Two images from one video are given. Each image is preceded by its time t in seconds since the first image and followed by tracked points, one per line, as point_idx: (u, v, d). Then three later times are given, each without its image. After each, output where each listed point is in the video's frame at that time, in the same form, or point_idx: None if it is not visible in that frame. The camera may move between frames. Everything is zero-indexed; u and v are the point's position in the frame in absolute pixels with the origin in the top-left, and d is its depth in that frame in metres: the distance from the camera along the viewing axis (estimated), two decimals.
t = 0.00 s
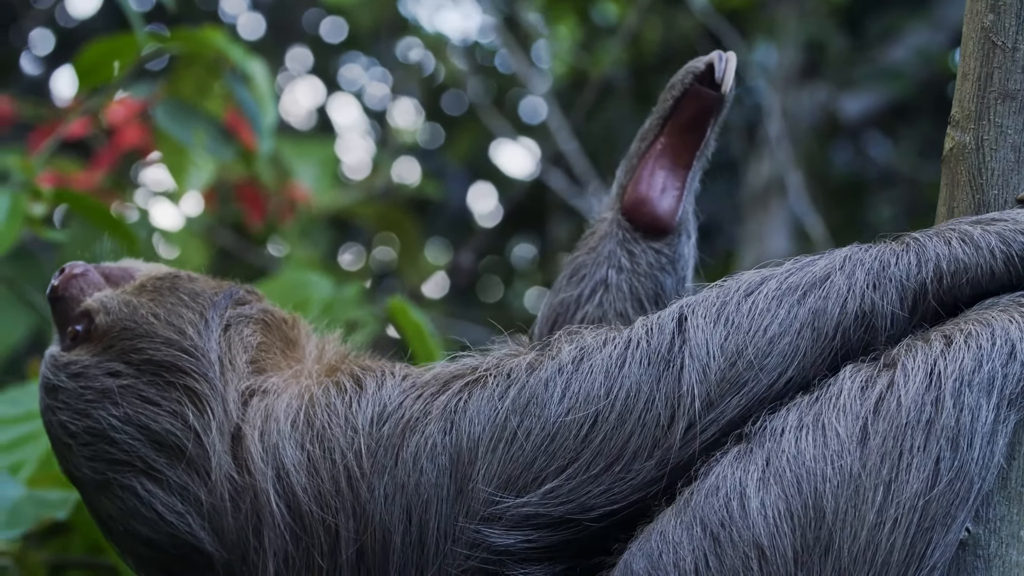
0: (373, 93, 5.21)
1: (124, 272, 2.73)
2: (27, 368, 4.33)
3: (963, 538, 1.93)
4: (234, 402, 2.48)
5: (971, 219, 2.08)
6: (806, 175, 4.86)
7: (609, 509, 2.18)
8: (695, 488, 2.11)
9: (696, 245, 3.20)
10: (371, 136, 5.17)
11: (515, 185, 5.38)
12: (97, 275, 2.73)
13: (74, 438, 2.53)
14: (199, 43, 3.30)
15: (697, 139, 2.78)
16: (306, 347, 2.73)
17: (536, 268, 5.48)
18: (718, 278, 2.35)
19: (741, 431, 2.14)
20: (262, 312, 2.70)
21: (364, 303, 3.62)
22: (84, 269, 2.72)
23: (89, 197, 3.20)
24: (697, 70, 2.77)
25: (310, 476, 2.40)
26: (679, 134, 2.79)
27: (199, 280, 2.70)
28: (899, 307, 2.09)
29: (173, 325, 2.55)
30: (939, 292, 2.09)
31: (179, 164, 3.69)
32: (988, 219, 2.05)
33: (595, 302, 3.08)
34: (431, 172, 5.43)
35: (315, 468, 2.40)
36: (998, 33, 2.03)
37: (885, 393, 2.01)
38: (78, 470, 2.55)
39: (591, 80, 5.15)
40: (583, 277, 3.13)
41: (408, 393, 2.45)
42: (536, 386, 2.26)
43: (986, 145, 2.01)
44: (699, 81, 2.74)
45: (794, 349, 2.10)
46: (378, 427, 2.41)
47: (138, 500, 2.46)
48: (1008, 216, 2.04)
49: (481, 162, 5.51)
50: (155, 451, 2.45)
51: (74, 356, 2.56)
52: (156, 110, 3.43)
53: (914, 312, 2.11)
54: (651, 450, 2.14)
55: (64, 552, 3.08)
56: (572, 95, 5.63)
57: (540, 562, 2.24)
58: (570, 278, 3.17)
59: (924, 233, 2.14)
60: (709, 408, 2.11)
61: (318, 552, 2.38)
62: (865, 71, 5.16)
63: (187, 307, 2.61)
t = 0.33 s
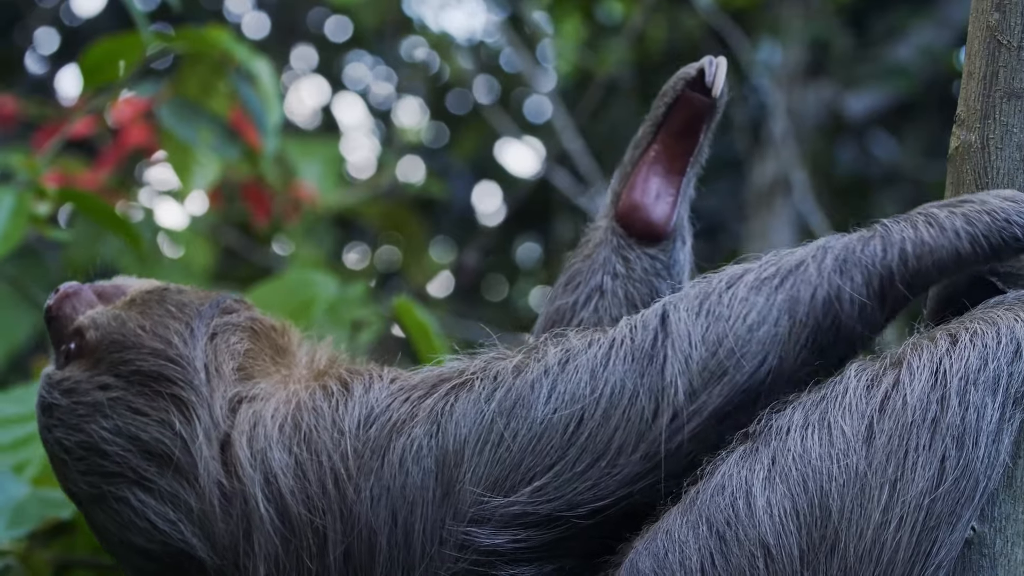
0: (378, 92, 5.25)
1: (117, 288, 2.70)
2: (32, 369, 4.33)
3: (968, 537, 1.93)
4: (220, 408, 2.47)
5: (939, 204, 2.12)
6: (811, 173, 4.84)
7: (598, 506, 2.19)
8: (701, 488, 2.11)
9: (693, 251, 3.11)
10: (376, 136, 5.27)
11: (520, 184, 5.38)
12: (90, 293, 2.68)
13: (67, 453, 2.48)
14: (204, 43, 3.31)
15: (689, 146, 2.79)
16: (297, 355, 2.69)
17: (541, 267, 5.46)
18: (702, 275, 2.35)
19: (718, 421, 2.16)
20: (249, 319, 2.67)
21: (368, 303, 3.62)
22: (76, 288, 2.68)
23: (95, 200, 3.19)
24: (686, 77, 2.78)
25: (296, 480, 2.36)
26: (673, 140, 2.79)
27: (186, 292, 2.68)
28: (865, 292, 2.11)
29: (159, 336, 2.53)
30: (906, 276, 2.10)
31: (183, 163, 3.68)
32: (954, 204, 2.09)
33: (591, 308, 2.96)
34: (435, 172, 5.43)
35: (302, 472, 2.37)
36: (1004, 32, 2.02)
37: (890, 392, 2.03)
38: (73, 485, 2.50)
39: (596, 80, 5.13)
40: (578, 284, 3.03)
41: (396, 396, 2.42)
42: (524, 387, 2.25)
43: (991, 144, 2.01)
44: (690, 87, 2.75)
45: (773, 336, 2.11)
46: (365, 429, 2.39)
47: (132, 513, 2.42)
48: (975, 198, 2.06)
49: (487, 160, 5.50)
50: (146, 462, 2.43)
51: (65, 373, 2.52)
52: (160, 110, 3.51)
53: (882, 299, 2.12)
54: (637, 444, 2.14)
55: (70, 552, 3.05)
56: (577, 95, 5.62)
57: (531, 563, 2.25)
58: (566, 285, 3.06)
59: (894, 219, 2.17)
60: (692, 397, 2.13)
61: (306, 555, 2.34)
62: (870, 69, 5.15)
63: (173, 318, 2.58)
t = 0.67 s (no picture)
0: (383, 87, 5.23)
1: (98, 318, 2.70)
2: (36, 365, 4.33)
3: (975, 532, 1.94)
4: (196, 426, 2.45)
5: (863, 172, 2.02)
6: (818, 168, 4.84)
7: (561, 505, 2.09)
8: (709, 484, 2.15)
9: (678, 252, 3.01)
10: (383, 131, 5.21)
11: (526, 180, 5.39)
12: (72, 323, 2.69)
13: (56, 483, 2.51)
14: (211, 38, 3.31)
15: (668, 146, 2.69)
16: (275, 368, 2.69)
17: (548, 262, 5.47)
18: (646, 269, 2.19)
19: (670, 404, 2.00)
20: (224, 337, 2.66)
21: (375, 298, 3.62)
22: (59, 320, 2.68)
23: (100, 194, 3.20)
24: (660, 78, 2.71)
25: (268, 490, 2.33)
26: (652, 141, 2.69)
27: (163, 315, 2.68)
28: (792, 256, 1.94)
29: (134, 358, 2.52)
30: (832, 238, 1.93)
31: (190, 157, 3.69)
32: (878, 169, 2.01)
33: (575, 311, 2.91)
34: (442, 167, 5.46)
35: (274, 482, 2.34)
36: (1010, 27, 2.02)
37: (896, 386, 2.03)
38: (63, 513, 2.53)
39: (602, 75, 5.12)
40: (562, 288, 2.98)
41: (366, 404, 2.38)
42: (486, 400, 2.19)
43: (998, 140, 2.01)
44: (665, 87, 2.68)
45: (716, 311, 1.96)
46: (334, 437, 2.34)
47: (119, 536, 2.43)
48: (899, 163, 1.99)
49: (494, 156, 5.53)
50: (128, 484, 2.43)
51: (48, 406, 2.54)
52: (167, 104, 3.47)
53: (810, 265, 1.94)
54: (596, 434, 2.03)
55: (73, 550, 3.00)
56: (584, 91, 5.63)
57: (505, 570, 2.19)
58: (550, 290, 3.03)
59: (816, 191, 2.04)
60: (644, 380, 2.00)
61: (283, 563, 2.33)
62: (875, 65, 5.18)
63: (148, 342, 2.57)
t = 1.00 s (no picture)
0: (391, 79, 5.29)
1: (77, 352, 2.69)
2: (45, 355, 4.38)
3: (983, 522, 1.95)
4: (170, 447, 2.42)
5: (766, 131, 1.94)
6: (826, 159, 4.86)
7: (522, 503, 2.00)
8: (718, 475, 2.17)
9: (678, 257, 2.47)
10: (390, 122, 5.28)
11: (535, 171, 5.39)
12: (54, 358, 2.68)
13: (47, 515, 2.54)
14: (220, 30, 3.27)
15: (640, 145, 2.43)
16: (251, 384, 2.63)
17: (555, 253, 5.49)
18: (581, 262, 2.12)
19: (610, 383, 1.92)
20: (196, 356, 2.63)
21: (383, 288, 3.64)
22: (42, 356, 2.67)
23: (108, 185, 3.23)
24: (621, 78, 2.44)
25: (239, 504, 2.30)
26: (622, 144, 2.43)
27: (139, 342, 2.66)
28: (706, 220, 1.86)
29: (109, 386, 2.52)
30: (742, 196, 1.83)
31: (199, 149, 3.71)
32: (781, 124, 1.92)
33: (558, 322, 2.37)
34: (450, 159, 5.46)
35: (243, 495, 2.30)
36: (1018, 18, 2.01)
37: (905, 376, 2.04)
38: (56, 544, 2.57)
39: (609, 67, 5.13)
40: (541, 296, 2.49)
41: (331, 416, 2.33)
42: (441, 419, 2.11)
43: (1005, 130, 2.00)
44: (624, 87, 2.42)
45: (639, 290, 1.90)
46: (298, 449, 2.30)
47: (107, 563, 2.46)
48: (800, 115, 1.91)
49: (503, 148, 5.54)
50: (111, 511, 2.44)
51: (32, 441, 2.56)
52: (175, 95, 3.47)
53: (725, 226, 1.84)
54: (544, 431, 1.96)
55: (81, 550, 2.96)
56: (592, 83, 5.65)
57: None
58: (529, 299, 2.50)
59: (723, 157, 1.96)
60: (580, 366, 1.93)
61: None
62: (884, 56, 5.14)
63: (122, 369, 2.56)
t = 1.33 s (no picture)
0: (404, 57, 5.34)
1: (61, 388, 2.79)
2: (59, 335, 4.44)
3: (997, 499, 1.98)
4: (147, 464, 2.51)
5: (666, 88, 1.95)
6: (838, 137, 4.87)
7: (475, 493, 1.99)
8: (732, 453, 2.19)
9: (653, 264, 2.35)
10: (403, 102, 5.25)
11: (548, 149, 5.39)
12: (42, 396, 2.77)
13: (45, 548, 2.65)
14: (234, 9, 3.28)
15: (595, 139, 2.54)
16: (228, 393, 2.69)
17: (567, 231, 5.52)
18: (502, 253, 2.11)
19: (545, 351, 1.88)
20: (173, 375, 2.71)
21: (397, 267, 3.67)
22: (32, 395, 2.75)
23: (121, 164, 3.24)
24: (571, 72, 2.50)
25: (213, 514, 2.37)
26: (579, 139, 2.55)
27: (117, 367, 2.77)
28: (617, 178, 1.85)
29: (86, 413, 2.63)
30: (648, 150, 1.83)
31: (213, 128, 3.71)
32: (679, 77, 1.92)
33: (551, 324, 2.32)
34: (464, 137, 5.47)
35: (216, 504, 2.38)
36: None
37: (918, 353, 2.05)
38: None
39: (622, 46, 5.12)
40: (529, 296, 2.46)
41: (296, 422, 2.37)
42: (395, 423, 2.10)
43: (1018, 107, 1.99)
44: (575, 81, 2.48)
45: (562, 261, 1.88)
46: (265, 456, 2.36)
47: None
48: (697, 66, 1.91)
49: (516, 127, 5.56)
50: (98, 536, 2.54)
51: (25, 478, 2.65)
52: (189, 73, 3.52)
53: (636, 180, 1.83)
54: (487, 415, 1.94)
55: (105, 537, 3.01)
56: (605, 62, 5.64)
57: None
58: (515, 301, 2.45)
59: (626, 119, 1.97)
60: (511, 346, 1.92)
61: None
62: (896, 35, 5.08)
63: (99, 396, 2.67)
